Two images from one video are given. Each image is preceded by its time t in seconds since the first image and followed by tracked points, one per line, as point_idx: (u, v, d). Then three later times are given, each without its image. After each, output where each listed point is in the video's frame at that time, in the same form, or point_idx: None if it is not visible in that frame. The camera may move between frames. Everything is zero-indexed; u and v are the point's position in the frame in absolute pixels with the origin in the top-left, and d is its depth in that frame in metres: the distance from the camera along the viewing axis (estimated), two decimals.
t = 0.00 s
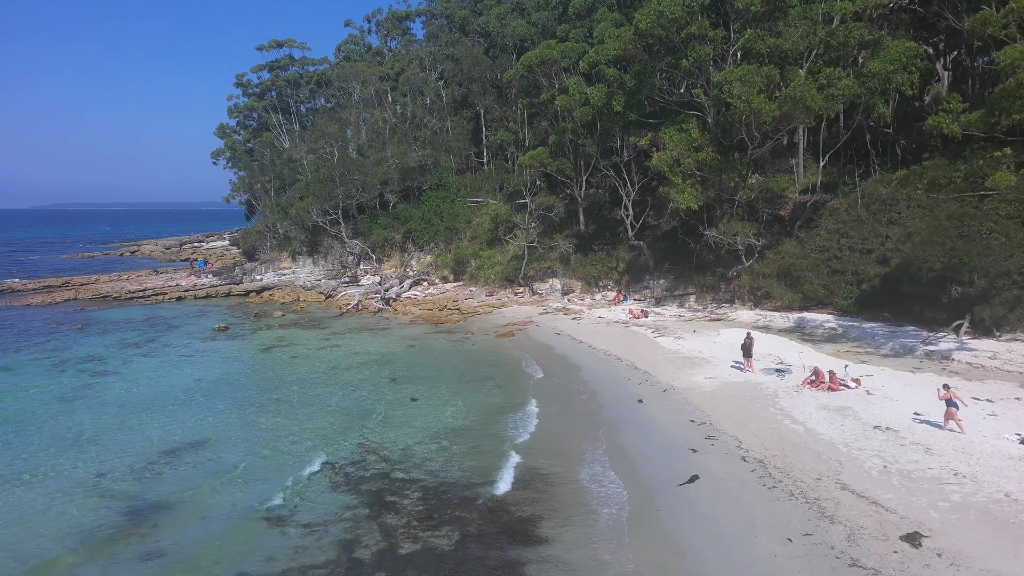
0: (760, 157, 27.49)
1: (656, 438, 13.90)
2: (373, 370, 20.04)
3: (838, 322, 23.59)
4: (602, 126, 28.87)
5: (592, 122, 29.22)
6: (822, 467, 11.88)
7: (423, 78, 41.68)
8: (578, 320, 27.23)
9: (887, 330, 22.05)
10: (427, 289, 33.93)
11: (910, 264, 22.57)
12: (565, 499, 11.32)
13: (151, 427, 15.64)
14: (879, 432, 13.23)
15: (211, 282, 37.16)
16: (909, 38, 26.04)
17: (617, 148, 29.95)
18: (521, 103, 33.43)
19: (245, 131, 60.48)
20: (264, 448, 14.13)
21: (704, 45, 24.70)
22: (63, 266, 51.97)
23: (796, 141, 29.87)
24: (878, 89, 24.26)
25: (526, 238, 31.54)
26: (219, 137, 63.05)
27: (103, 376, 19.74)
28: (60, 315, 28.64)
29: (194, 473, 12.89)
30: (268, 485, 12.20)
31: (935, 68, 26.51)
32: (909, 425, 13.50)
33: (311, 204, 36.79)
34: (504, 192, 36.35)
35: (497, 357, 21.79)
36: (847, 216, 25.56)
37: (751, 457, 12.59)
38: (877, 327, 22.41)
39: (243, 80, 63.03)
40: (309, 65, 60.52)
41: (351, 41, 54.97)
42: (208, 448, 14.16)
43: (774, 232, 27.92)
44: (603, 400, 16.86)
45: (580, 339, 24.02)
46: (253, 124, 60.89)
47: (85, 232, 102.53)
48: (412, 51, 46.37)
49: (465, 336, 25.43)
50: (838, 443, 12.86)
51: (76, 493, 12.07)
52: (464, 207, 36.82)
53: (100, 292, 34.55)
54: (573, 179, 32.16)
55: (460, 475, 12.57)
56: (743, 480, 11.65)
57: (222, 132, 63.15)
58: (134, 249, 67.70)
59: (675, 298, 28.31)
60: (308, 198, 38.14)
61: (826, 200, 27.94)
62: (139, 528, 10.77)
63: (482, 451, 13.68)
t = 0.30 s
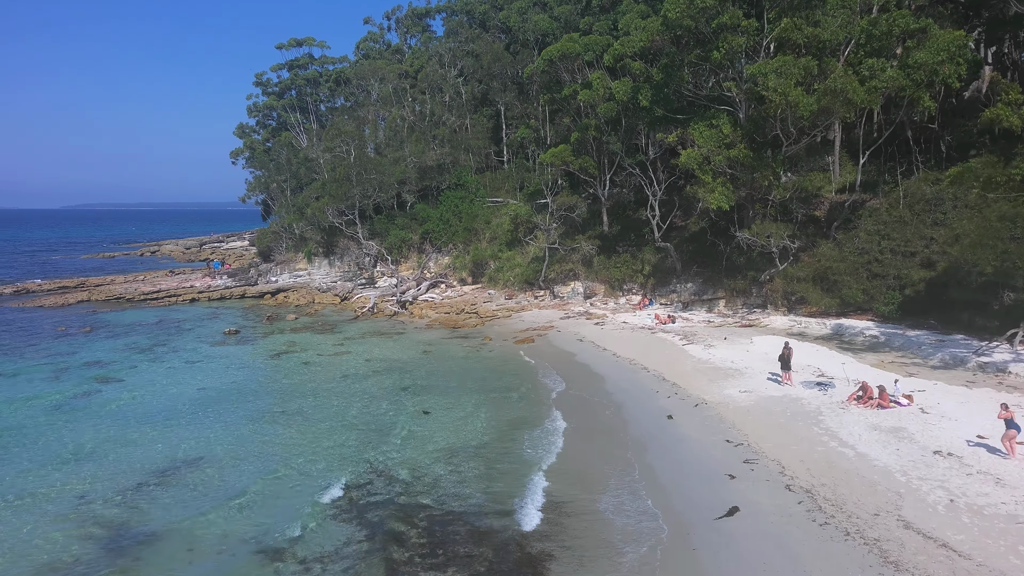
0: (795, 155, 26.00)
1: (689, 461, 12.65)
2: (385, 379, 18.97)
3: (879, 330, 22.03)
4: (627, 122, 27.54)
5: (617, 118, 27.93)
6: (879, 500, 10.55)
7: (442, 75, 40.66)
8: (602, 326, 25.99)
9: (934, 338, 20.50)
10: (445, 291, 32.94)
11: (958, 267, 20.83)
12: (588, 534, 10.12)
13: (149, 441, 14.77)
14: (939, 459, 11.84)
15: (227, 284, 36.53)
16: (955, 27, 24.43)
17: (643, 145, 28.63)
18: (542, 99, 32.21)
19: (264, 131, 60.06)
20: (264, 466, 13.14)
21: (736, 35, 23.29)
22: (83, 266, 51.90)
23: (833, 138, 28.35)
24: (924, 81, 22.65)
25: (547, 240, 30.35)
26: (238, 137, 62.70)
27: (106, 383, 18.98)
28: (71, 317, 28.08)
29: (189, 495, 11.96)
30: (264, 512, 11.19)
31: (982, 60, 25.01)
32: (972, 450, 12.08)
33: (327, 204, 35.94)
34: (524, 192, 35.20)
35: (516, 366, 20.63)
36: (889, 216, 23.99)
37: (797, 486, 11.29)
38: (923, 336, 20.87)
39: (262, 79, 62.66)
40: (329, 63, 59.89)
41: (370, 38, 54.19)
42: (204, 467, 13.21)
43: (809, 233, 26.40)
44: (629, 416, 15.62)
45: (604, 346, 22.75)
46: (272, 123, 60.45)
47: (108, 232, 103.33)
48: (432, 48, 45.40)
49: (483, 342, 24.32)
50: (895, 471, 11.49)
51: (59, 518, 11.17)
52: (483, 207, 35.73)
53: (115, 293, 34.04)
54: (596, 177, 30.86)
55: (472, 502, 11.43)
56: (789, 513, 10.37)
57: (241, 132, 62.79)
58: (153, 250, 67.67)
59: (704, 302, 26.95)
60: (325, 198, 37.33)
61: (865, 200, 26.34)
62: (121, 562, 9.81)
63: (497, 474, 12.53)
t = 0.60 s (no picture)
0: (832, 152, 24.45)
1: (725, 490, 11.42)
2: (397, 389, 17.93)
3: (925, 339, 20.49)
4: (653, 118, 26.21)
5: (642, 114, 26.58)
6: (948, 544, 9.22)
7: (461, 71, 39.56)
8: (626, 332, 24.73)
9: (987, 348, 18.92)
10: (463, 294, 31.93)
11: (1013, 272, 18.99)
12: None
13: (143, 457, 13.91)
14: (1013, 493, 10.45)
15: (241, 285, 35.87)
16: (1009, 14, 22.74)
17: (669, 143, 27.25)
18: (564, 95, 30.97)
19: (282, 130, 59.55)
20: (260, 489, 12.16)
21: (772, 23, 21.66)
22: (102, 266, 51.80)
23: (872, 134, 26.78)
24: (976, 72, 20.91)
25: (569, 241, 29.13)
26: (257, 137, 62.25)
27: (107, 392, 18.21)
28: (81, 320, 27.51)
29: (176, 522, 11.02)
30: (255, 546, 10.20)
31: None
32: None
33: (341, 204, 35.03)
34: (545, 192, 33.99)
35: (534, 376, 19.49)
36: (934, 216, 22.21)
37: (851, 523, 10.01)
38: (974, 346, 19.29)
39: (281, 78, 62.18)
40: (348, 61, 59.15)
41: (389, 36, 53.32)
42: (196, 489, 12.26)
43: (847, 236, 24.88)
44: (657, 434, 14.40)
45: (627, 354, 21.52)
46: (291, 122, 59.92)
47: (131, 232, 103.96)
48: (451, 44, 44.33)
49: (500, 349, 23.22)
50: (963, 508, 10.14)
51: (34, 549, 10.29)
52: (502, 207, 34.60)
53: (127, 295, 33.51)
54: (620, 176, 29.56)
55: (483, 535, 10.30)
56: (845, 557, 9.10)
57: (260, 132, 62.33)
58: (173, 250, 67.54)
59: (734, 308, 25.60)
60: (340, 198, 36.45)
61: (907, 199, 24.54)
62: None
63: (512, 501, 11.39)
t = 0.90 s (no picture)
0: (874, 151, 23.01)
1: (772, 527, 10.24)
2: (410, 401, 16.92)
3: (976, 351, 18.99)
4: (681, 116, 24.97)
5: (670, 111, 25.38)
6: None
7: (481, 69, 38.50)
8: (653, 340, 23.55)
9: None
10: (481, 299, 30.94)
11: None
12: None
13: (140, 474, 13.04)
14: None
15: (256, 288, 35.21)
16: None
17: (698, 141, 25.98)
18: (588, 91, 29.77)
19: (301, 130, 59.07)
20: (260, 516, 11.22)
21: (811, 14, 20.42)
22: (120, 267, 51.67)
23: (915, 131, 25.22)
24: None
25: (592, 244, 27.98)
26: (276, 137, 61.80)
27: (109, 400, 17.43)
28: (93, 324, 26.93)
29: (168, 554, 10.13)
30: None
31: None
32: None
33: (358, 205, 34.17)
34: (568, 193, 32.82)
35: (555, 388, 18.39)
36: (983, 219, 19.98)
37: (921, 571, 8.79)
38: None
39: (300, 78, 61.74)
40: (367, 61, 58.43)
41: (408, 34, 52.49)
42: (192, 513, 11.38)
43: (889, 240, 23.15)
44: (691, 458, 13.23)
45: (654, 365, 20.33)
46: (310, 122, 59.41)
47: (153, 232, 104.53)
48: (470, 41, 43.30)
49: (520, 358, 22.13)
50: None
51: None
52: (523, 208, 33.53)
53: (141, 297, 32.98)
54: (646, 177, 28.34)
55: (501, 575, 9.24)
56: None
57: (279, 132, 61.89)
58: (192, 250, 67.37)
59: (768, 315, 24.33)
60: (357, 199, 35.61)
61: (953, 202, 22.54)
62: None
63: (533, 534, 10.29)
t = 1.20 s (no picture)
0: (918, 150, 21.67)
1: (829, 569, 9.12)
2: (426, 414, 15.98)
3: None
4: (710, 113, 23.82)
5: (698, 107, 24.24)
6: None
7: (500, 65, 37.50)
8: (681, 348, 22.41)
9: None
10: (500, 303, 29.98)
11: None
12: None
13: (138, 493, 12.18)
14: None
15: (269, 290, 34.51)
16: None
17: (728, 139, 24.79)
18: (612, 88, 28.65)
19: (317, 130, 58.51)
20: (263, 542, 10.34)
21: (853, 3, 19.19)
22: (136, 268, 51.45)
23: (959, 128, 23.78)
24: None
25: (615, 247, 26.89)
26: (292, 137, 61.27)
27: (112, 409, 16.67)
28: (103, 329, 26.32)
29: None
30: None
31: None
32: None
33: (373, 205, 33.31)
34: (589, 193, 31.65)
35: (578, 399, 17.33)
36: None
37: None
38: None
39: (317, 77, 61.23)
40: (384, 59, 57.69)
41: (425, 31, 51.66)
42: (189, 538, 10.52)
43: (932, 242, 21.50)
44: (731, 483, 12.12)
45: (682, 375, 19.21)
46: (326, 122, 58.84)
47: (172, 233, 104.88)
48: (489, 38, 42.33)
49: (540, 366, 21.11)
50: None
51: None
52: (542, 209, 32.49)
53: (153, 300, 32.37)
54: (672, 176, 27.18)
55: None
56: None
57: (296, 132, 61.34)
58: (208, 251, 67.07)
59: (802, 322, 23.10)
60: (372, 199, 34.77)
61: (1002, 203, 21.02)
62: None
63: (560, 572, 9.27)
